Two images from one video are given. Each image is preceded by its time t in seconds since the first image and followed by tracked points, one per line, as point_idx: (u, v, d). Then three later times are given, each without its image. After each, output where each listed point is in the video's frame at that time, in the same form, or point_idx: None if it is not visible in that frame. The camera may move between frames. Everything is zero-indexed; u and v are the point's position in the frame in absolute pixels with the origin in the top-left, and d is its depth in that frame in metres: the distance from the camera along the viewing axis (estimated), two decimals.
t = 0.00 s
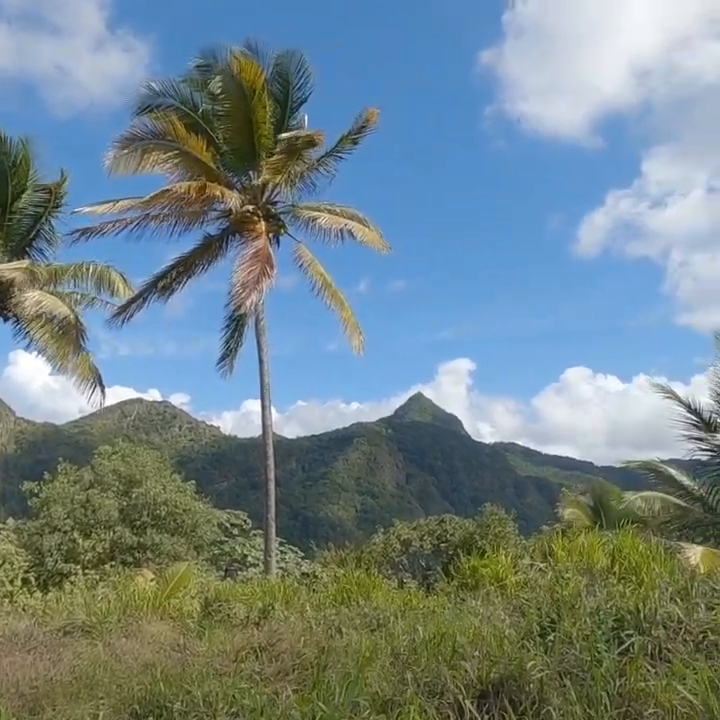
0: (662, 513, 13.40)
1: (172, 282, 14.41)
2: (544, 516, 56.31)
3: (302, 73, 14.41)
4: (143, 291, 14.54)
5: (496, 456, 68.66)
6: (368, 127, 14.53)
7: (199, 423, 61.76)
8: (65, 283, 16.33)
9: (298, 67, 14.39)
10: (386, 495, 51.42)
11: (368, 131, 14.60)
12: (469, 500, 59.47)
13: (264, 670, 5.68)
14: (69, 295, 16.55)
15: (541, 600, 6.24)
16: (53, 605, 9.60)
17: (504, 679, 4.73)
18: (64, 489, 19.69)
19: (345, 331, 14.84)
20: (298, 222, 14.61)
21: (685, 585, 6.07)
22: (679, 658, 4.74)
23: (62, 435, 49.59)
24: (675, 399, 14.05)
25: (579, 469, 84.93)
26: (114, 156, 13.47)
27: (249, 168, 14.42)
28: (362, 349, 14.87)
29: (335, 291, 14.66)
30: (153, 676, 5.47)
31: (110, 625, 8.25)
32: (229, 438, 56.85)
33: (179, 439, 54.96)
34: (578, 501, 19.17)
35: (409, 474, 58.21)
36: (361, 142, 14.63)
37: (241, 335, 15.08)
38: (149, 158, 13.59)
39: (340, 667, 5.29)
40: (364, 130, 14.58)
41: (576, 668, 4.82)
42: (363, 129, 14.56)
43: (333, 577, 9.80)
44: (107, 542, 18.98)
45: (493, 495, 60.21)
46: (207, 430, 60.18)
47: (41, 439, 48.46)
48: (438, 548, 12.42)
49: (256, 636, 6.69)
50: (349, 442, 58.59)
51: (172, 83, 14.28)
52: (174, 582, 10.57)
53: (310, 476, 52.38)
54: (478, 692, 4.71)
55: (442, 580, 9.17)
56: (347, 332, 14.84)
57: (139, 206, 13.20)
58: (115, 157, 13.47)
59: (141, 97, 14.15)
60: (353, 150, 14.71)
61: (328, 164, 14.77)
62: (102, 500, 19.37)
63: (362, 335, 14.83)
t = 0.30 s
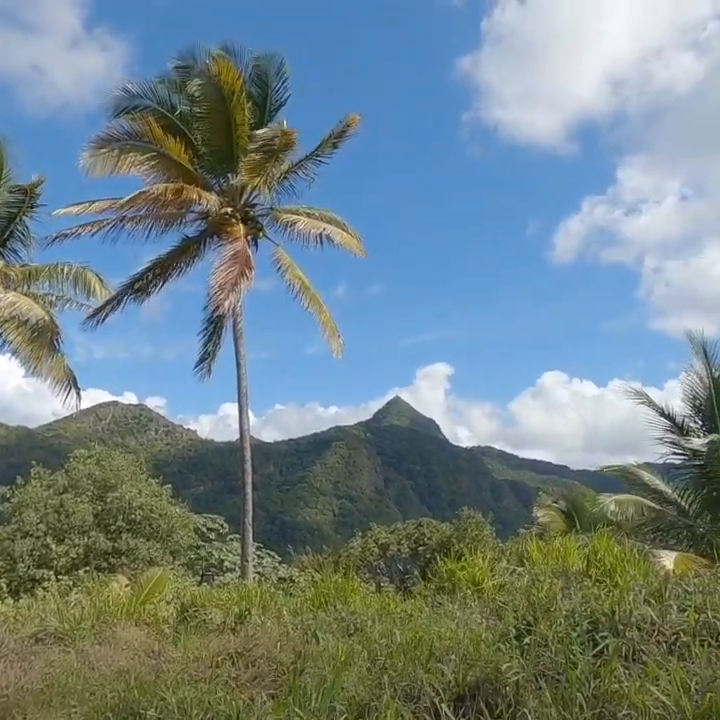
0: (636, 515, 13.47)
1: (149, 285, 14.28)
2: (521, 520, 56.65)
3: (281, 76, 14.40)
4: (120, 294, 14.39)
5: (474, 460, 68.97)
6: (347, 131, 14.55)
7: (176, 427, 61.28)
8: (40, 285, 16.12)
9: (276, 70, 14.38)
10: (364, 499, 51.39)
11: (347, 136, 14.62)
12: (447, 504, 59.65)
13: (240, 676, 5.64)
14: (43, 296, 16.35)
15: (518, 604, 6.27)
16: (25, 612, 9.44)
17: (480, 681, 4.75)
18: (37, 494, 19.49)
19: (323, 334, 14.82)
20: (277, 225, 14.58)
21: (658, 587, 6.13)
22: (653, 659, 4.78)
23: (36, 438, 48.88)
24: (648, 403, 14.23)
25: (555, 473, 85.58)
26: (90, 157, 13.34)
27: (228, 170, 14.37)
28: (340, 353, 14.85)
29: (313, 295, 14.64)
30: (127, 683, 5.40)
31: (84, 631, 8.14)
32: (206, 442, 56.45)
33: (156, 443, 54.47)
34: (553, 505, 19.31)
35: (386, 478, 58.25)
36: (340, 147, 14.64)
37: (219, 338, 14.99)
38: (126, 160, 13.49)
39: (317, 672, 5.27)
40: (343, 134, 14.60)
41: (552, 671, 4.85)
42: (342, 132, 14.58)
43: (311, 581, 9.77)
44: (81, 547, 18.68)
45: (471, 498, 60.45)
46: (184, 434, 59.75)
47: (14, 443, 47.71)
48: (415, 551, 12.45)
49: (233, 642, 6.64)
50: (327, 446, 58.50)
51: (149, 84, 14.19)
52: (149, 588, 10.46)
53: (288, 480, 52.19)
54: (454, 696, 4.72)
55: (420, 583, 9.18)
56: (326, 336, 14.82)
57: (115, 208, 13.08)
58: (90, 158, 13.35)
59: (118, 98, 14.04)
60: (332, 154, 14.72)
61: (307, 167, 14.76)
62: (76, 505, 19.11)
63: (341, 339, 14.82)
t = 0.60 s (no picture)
0: (610, 519, 13.71)
1: (124, 288, 14.12)
2: (497, 523, 56.93)
3: (258, 81, 14.36)
4: (94, 297, 14.22)
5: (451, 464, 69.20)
6: (324, 136, 14.55)
7: (151, 432, 60.69)
8: (12, 288, 15.87)
9: (253, 74, 14.34)
10: (342, 504, 51.30)
11: (324, 141, 14.61)
12: (424, 509, 59.75)
13: (215, 684, 5.57)
14: (16, 299, 16.10)
15: (494, 607, 6.28)
16: None
17: (456, 686, 4.74)
18: (7, 500, 18.97)
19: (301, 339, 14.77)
20: (254, 230, 14.52)
21: (632, 589, 6.19)
22: (626, 660, 4.82)
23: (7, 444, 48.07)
24: (622, 408, 14.37)
25: (531, 477, 86.12)
26: (64, 160, 13.20)
27: (204, 174, 14.28)
28: (318, 358, 14.81)
29: (291, 300, 14.59)
30: (99, 693, 5.31)
31: (56, 640, 7.99)
32: (182, 447, 55.95)
33: (130, 448, 53.87)
34: (529, 509, 19.40)
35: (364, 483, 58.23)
36: (318, 152, 14.63)
37: (195, 343, 14.86)
38: (101, 163, 13.36)
39: (293, 678, 5.23)
40: (321, 139, 14.59)
41: (527, 674, 4.86)
42: (320, 138, 14.58)
43: (287, 587, 9.70)
44: (53, 554, 18.36)
45: (447, 503, 60.60)
46: (159, 440, 59.21)
47: None
48: (392, 556, 12.45)
49: (208, 649, 6.56)
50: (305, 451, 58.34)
51: (124, 87, 14.09)
52: (123, 596, 10.31)
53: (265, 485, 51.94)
54: (431, 700, 4.71)
55: (396, 588, 9.18)
56: (303, 341, 14.78)
57: (90, 211, 12.94)
58: (64, 160, 13.20)
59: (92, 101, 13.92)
60: (310, 160, 14.70)
61: (284, 172, 14.73)
62: (49, 512, 18.72)
63: (318, 344, 14.78)
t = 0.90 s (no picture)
0: (590, 522, 13.84)
1: (106, 289, 14.00)
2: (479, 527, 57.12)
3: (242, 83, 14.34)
4: (75, 297, 14.08)
5: (433, 468, 69.35)
6: (309, 141, 14.54)
7: (132, 434, 60.20)
8: None
9: (238, 77, 14.32)
10: (323, 507, 51.21)
11: (309, 146, 14.60)
12: (406, 512, 59.81)
13: (194, 689, 5.51)
14: None
15: (475, 611, 6.29)
16: None
17: (436, 689, 4.72)
18: None
19: (283, 344, 14.74)
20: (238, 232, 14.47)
21: (611, 592, 6.24)
22: (605, 663, 4.84)
23: None
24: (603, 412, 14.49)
25: (512, 481, 86.50)
26: (45, 159, 13.07)
27: (188, 175, 14.22)
28: (300, 363, 14.78)
29: (273, 304, 14.55)
30: (76, 699, 5.24)
31: (33, 645, 7.88)
32: (163, 450, 55.54)
33: (111, 451, 53.39)
34: (510, 513, 19.47)
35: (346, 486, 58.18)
36: (303, 156, 14.62)
37: (177, 345, 14.75)
38: (82, 163, 13.25)
39: (273, 683, 5.20)
40: (306, 144, 14.58)
41: (508, 677, 4.87)
42: (305, 142, 14.57)
43: (268, 591, 9.65)
44: (31, 558, 18.26)
45: (429, 506, 60.72)
46: (140, 443, 58.76)
47: None
48: (374, 559, 12.45)
49: (187, 654, 6.50)
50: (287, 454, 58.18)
51: (107, 87, 13.99)
52: (102, 600, 10.20)
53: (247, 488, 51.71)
54: (411, 704, 4.70)
55: (378, 592, 9.17)
56: (285, 345, 14.74)
57: (71, 211, 12.82)
58: (45, 160, 13.08)
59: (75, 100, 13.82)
60: (294, 164, 14.68)
61: (269, 175, 14.70)
62: (26, 515, 18.65)
63: (300, 349, 14.75)
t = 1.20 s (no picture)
0: (571, 523, 13.97)
1: (87, 289, 13.87)
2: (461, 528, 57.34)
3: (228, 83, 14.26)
4: (56, 297, 13.94)
5: (415, 469, 69.52)
6: (294, 143, 14.51)
7: (113, 435, 59.69)
8: None
9: (222, 77, 14.23)
10: (306, 509, 51.13)
11: (294, 148, 14.57)
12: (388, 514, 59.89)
13: (175, 693, 5.46)
14: None
15: (456, 613, 6.30)
16: None
17: (418, 691, 4.71)
18: None
19: (266, 346, 14.69)
20: (222, 233, 14.40)
21: (592, 594, 6.27)
22: (585, 664, 4.86)
23: None
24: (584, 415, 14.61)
25: (494, 482, 86.88)
26: (25, 157, 12.89)
27: (171, 175, 14.13)
28: (282, 366, 14.74)
29: (257, 306, 14.51)
30: (54, 703, 5.17)
31: (10, 649, 7.78)
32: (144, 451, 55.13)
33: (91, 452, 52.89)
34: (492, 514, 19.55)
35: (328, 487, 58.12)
36: (287, 158, 14.58)
37: (159, 346, 14.66)
38: (63, 161, 13.09)
39: (254, 686, 5.17)
40: (291, 145, 14.55)
41: (489, 679, 4.88)
42: (290, 144, 14.53)
43: (250, 593, 9.61)
44: (9, 561, 17.98)
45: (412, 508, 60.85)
46: (121, 444, 58.26)
47: None
48: (357, 561, 12.45)
49: (168, 657, 6.45)
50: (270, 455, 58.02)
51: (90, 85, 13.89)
52: (81, 603, 10.10)
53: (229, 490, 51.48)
54: (393, 706, 4.68)
55: (360, 593, 9.16)
56: (268, 348, 14.69)
57: (52, 209, 12.69)
58: (26, 158, 12.89)
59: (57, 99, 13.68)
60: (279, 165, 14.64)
61: (253, 176, 14.65)
62: (4, 517, 18.32)
63: (283, 352, 14.72)
